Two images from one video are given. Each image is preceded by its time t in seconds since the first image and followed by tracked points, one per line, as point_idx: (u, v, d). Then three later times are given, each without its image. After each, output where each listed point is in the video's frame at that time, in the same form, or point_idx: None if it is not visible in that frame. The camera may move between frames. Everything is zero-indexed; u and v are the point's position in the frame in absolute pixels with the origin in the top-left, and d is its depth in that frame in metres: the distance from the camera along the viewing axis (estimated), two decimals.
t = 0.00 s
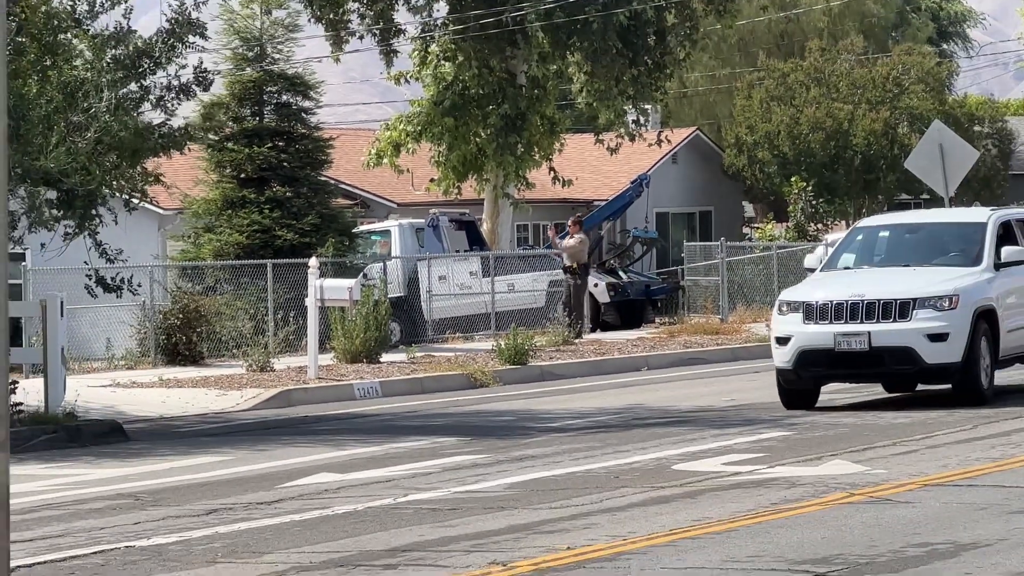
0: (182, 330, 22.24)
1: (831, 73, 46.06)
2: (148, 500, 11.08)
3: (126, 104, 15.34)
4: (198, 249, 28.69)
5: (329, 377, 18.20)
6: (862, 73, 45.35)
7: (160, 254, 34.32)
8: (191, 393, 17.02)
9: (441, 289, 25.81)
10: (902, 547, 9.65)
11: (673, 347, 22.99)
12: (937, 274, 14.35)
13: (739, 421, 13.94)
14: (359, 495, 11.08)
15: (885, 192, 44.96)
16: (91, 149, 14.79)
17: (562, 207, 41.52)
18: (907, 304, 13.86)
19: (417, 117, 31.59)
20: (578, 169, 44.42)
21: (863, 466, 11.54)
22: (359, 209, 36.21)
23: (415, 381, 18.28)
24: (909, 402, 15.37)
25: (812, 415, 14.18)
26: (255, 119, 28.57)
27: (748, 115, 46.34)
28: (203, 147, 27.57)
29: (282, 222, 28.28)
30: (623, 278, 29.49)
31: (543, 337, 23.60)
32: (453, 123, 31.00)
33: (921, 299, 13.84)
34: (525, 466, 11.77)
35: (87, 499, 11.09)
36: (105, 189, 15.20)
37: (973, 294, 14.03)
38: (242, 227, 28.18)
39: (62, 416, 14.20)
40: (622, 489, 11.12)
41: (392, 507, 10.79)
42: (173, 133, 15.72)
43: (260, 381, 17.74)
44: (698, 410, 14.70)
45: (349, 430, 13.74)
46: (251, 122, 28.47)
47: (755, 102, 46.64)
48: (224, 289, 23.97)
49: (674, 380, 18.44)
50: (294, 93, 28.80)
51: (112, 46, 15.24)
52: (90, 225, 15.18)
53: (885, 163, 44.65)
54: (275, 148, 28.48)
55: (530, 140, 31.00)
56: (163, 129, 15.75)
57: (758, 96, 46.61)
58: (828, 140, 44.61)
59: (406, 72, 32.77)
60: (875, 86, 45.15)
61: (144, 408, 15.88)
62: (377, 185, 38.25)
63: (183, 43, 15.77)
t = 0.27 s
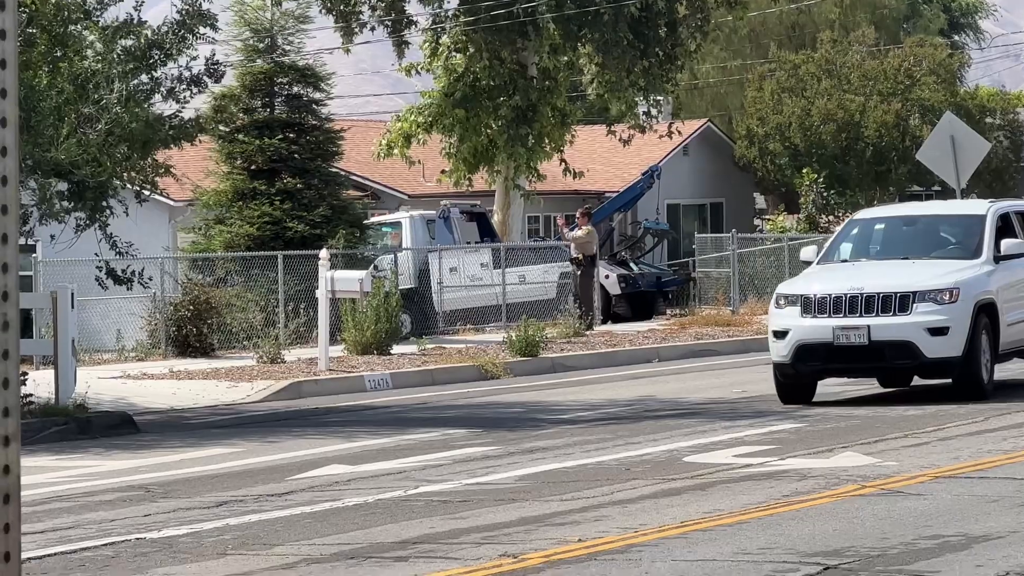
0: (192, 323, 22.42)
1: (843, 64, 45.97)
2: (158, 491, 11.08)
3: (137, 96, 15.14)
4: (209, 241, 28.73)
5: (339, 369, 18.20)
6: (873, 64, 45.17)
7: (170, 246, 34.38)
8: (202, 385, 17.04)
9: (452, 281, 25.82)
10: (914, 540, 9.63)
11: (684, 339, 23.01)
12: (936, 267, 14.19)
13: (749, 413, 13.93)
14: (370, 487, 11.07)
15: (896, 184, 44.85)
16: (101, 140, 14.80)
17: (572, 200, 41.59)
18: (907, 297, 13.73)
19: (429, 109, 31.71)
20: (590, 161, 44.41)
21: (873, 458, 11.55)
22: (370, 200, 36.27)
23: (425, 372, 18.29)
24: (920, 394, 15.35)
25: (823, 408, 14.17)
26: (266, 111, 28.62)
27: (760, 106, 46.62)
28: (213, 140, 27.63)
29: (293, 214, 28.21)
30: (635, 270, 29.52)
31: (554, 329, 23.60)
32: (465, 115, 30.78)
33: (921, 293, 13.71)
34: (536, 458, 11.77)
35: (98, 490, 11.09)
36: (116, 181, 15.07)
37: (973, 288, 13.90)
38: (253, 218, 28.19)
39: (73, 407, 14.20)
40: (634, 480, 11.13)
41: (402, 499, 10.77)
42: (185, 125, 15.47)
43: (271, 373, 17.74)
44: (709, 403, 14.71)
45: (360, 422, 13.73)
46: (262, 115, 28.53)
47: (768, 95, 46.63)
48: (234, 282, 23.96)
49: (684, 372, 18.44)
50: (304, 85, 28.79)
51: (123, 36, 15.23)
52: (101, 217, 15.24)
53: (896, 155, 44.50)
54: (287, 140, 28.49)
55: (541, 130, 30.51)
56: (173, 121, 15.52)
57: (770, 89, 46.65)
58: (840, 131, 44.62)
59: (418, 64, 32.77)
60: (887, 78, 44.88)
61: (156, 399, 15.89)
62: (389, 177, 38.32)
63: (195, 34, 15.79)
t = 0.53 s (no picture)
0: (201, 316, 22.23)
1: (852, 57, 45.78)
2: (167, 485, 11.08)
3: (146, 89, 15.24)
4: (218, 234, 28.75)
5: (348, 364, 18.19)
6: (881, 57, 45.09)
7: (178, 240, 34.41)
8: (211, 378, 17.06)
9: (461, 275, 25.82)
10: (923, 533, 9.63)
11: (693, 333, 23.02)
12: (935, 261, 13.97)
13: (757, 408, 13.91)
14: (378, 481, 11.07)
15: (905, 178, 44.66)
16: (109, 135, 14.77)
17: (580, 193, 41.57)
18: (907, 292, 13.50)
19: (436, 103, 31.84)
20: (598, 155, 44.51)
21: (882, 452, 11.54)
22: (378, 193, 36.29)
23: (434, 366, 18.28)
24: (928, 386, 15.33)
25: (831, 402, 14.16)
26: (275, 105, 28.61)
27: (769, 100, 46.47)
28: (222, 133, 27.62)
29: (301, 208, 28.24)
30: (642, 264, 29.68)
31: (562, 322, 23.57)
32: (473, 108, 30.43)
33: (921, 287, 13.48)
34: (545, 452, 11.76)
35: (107, 484, 11.10)
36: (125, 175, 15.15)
37: (973, 282, 13.67)
38: (261, 212, 28.22)
39: (81, 401, 14.20)
40: (642, 474, 11.13)
41: (410, 493, 10.77)
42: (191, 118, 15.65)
43: (279, 367, 17.73)
44: (717, 397, 14.71)
45: (367, 416, 13.73)
46: (270, 108, 28.52)
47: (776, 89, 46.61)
48: (243, 275, 23.95)
49: (692, 366, 18.43)
50: (313, 78, 28.81)
51: (131, 29, 15.28)
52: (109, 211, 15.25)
53: (904, 149, 44.34)
54: (295, 134, 28.49)
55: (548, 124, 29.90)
56: (181, 115, 15.68)
57: (778, 82, 46.71)
58: (848, 125, 44.67)
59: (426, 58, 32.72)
60: (895, 71, 44.92)
61: (164, 393, 15.90)
62: (396, 170, 38.35)
63: (204, 27, 15.85)
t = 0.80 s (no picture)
0: (204, 311, 22.39)
1: (857, 51, 46.24)
2: (172, 479, 11.09)
3: (151, 83, 15.23)
4: (223, 229, 28.76)
5: (353, 358, 18.21)
6: (886, 51, 45.45)
7: (183, 234, 34.47)
8: (217, 372, 17.08)
9: (466, 269, 25.85)
10: (928, 527, 9.64)
11: (698, 327, 23.01)
12: (931, 256, 13.81)
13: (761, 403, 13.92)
14: (383, 475, 11.08)
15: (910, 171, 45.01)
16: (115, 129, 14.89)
17: (585, 186, 41.55)
18: (903, 287, 13.35)
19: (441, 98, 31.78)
20: (602, 148, 44.48)
21: (887, 445, 11.55)
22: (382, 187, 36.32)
23: (438, 361, 18.31)
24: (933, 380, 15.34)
25: (835, 398, 14.17)
26: (279, 100, 28.52)
27: (774, 94, 46.38)
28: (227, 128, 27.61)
29: (306, 202, 28.20)
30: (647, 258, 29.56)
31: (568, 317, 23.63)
32: (478, 103, 30.40)
33: (918, 282, 13.34)
34: (549, 446, 11.77)
35: (112, 479, 11.10)
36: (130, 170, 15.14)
37: (969, 277, 13.53)
38: (266, 207, 28.25)
39: (86, 395, 14.22)
40: (647, 468, 11.14)
41: (415, 487, 10.78)
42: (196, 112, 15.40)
43: (284, 362, 17.75)
44: (721, 391, 14.71)
45: (372, 410, 13.75)
46: (275, 103, 28.48)
47: (781, 81, 46.68)
48: (248, 269, 23.96)
49: (695, 360, 18.43)
50: (317, 72, 28.69)
51: (135, 24, 15.25)
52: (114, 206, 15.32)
53: (909, 143, 44.70)
54: (300, 128, 28.46)
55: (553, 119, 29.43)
56: (187, 109, 15.49)
57: (783, 75, 46.80)
58: (853, 118, 44.84)
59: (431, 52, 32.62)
60: (900, 65, 45.24)
61: (169, 387, 15.91)
62: (401, 164, 38.38)
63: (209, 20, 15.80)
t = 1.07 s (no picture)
0: (208, 307, 22.24)
1: (858, 47, 46.38)
2: (174, 476, 11.08)
3: (154, 78, 15.22)
4: (225, 225, 28.73)
5: (355, 353, 18.21)
6: (887, 46, 45.57)
7: (185, 230, 34.44)
8: (220, 368, 17.08)
9: (468, 265, 25.88)
10: (931, 522, 9.64)
11: (699, 322, 23.02)
12: (925, 253, 13.52)
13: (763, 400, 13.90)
14: (386, 471, 11.07)
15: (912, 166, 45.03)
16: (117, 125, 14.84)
17: (587, 183, 41.51)
18: (898, 284, 13.05)
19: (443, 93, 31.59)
20: (604, 144, 44.09)
21: (890, 440, 11.55)
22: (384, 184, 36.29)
23: (441, 357, 18.32)
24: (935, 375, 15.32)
25: (837, 393, 14.15)
26: (282, 96, 28.51)
27: (776, 89, 46.51)
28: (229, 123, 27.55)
29: (308, 198, 28.21)
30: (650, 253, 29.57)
31: (569, 313, 23.60)
32: (480, 99, 30.09)
33: (912, 279, 13.04)
34: (552, 442, 11.76)
35: (114, 475, 11.09)
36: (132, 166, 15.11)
37: (964, 274, 13.24)
38: (268, 202, 28.15)
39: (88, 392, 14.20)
40: (650, 463, 11.13)
41: (418, 483, 10.77)
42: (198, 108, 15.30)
43: (287, 358, 17.74)
44: (723, 386, 14.70)
45: (374, 406, 13.74)
46: (277, 98, 28.41)
47: (784, 77, 46.83)
48: (250, 265, 23.92)
49: (698, 355, 18.40)
50: (320, 69, 28.72)
51: (137, 21, 15.24)
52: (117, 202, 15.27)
53: (912, 138, 44.86)
54: (302, 124, 28.40)
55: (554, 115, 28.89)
56: (188, 105, 15.47)
57: (785, 71, 46.99)
58: (855, 114, 45.00)
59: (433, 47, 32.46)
60: (902, 60, 45.36)
61: (171, 383, 15.88)
62: (403, 160, 38.35)
63: (211, 16, 15.75)
